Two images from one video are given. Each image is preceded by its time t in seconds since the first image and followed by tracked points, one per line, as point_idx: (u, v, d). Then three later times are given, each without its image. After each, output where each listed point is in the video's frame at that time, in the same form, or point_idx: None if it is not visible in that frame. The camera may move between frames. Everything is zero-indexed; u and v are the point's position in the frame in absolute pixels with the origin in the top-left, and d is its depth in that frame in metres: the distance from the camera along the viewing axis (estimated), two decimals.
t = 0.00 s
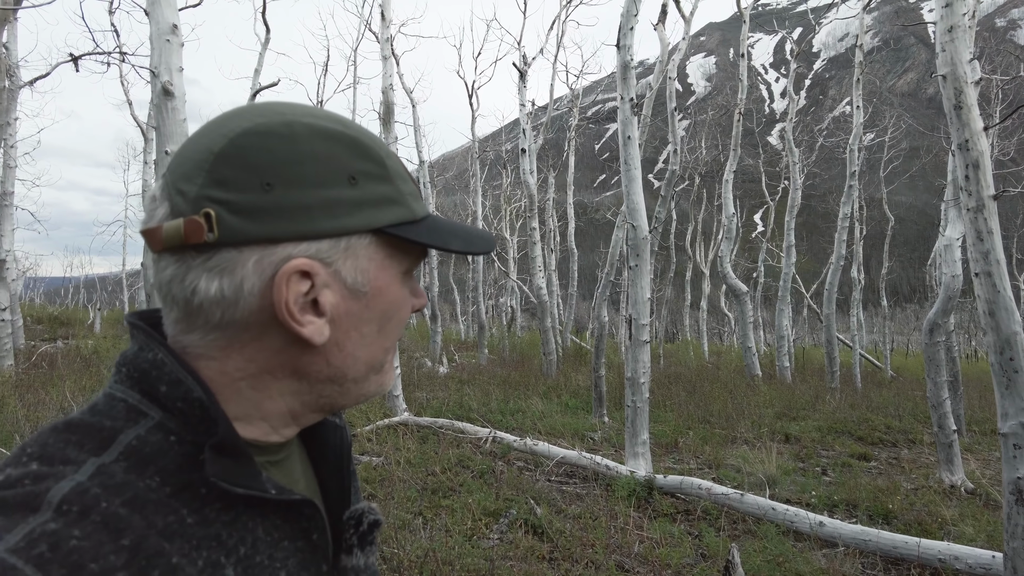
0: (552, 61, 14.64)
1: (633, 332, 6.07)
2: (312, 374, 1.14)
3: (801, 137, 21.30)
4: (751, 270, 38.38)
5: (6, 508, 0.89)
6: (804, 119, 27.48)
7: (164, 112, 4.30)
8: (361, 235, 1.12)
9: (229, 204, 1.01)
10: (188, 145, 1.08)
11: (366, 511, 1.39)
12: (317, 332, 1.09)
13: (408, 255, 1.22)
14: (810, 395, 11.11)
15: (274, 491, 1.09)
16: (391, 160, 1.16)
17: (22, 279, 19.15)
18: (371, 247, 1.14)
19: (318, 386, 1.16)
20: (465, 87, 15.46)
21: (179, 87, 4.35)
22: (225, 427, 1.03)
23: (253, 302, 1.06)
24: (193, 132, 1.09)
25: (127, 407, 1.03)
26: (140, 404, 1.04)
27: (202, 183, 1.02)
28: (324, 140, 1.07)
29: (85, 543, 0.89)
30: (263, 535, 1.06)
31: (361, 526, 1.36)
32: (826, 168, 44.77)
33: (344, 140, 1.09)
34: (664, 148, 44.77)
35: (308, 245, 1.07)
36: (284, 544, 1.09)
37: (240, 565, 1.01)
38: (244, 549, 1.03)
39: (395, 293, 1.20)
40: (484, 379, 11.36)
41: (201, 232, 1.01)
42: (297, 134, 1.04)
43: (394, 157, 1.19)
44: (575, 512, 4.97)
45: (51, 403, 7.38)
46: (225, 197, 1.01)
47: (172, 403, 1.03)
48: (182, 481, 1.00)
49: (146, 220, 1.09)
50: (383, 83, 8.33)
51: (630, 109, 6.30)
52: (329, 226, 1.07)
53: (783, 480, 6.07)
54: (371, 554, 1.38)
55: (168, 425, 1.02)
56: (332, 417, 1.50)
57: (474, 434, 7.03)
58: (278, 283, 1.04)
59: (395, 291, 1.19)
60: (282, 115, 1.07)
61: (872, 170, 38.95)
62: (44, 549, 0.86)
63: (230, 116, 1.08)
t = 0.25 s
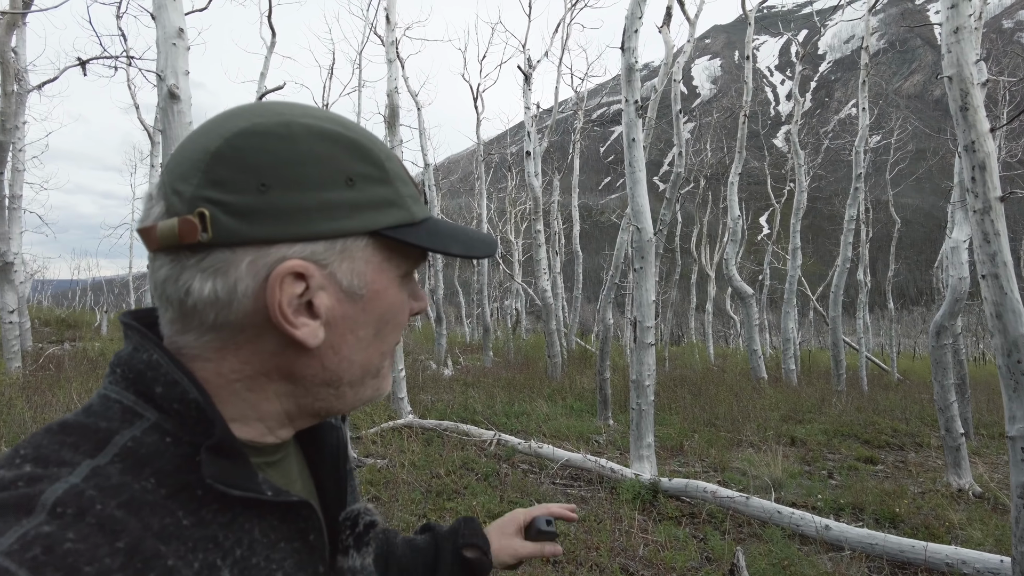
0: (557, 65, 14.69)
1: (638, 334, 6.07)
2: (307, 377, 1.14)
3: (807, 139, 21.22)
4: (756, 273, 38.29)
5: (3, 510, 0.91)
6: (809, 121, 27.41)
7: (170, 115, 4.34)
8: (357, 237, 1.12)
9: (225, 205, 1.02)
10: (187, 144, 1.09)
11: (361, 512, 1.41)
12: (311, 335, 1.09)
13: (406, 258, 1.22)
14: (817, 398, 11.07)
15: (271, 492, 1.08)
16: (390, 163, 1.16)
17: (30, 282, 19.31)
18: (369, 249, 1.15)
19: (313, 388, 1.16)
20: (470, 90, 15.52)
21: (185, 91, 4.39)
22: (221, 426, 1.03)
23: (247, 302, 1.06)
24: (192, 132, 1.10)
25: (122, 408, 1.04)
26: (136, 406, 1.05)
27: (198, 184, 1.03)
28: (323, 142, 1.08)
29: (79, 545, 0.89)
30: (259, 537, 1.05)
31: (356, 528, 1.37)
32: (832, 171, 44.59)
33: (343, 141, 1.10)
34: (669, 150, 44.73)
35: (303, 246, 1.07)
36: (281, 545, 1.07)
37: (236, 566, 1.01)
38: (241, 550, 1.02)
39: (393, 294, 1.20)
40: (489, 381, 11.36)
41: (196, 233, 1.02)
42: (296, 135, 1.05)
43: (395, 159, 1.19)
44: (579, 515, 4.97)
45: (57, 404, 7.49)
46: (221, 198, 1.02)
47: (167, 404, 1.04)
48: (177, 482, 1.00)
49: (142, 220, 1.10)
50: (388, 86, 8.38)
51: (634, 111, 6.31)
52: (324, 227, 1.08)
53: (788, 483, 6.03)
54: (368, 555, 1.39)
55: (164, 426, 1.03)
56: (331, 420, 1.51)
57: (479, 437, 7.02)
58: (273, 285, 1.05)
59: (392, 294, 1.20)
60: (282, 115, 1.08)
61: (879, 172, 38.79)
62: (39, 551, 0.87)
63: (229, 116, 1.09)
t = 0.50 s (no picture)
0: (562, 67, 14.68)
1: (643, 337, 6.06)
2: (318, 382, 1.15)
3: (812, 141, 21.14)
4: (762, 275, 38.15)
5: (12, 515, 0.90)
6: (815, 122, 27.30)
7: (177, 118, 4.37)
8: (369, 244, 1.13)
9: (241, 212, 1.03)
10: (200, 151, 1.10)
11: (371, 518, 1.47)
12: (323, 342, 1.09)
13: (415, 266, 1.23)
14: (823, 400, 11.02)
15: (279, 497, 1.10)
16: (401, 172, 1.17)
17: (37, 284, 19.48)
18: (381, 256, 1.15)
19: (324, 394, 1.17)
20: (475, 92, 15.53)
21: (191, 93, 4.42)
22: (230, 430, 1.04)
23: (260, 308, 1.07)
24: (206, 139, 1.11)
25: (131, 413, 1.04)
26: (145, 410, 1.05)
27: (213, 190, 1.04)
28: (336, 151, 1.09)
29: (89, 549, 0.88)
30: (267, 540, 1.06)
31: (365, 534, 1.43)
32: (837, 172, 44.42)
33: (355, 149, 1.11)
34: (674, 152, 44.66)
35: (315, 254, 1.08)
36: (289, 550, 1.09)
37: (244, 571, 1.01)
38: (249, 554, 1.03)
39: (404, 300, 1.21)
40: (493, 383, 11.35)
41: (210, 239, 1.03)
42: (310, 143, 1.06)
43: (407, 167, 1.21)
44: (585, 518, 4.95)
45: (64, 406, 7.54)
46: (235, 204, 1.02)
47: (176, 410, 1.04)
48: (186, 487, 1.01)
49: (156, 226, 1.11)
50: (393, 89, 8.41)
51: (640, 113, 6.29)
52: (337, 233, 1.08)
53: (795, 486, 6.00)
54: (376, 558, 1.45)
55: (172, 431, 1.03)
56: (337, 424, 1.53)
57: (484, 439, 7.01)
58: (288, 291, 1.06)
59: (403, 302, 1.20)
60: (295, 122, 1.09)
61: (885, 173, 38.60)
62: (49, 555, 0.86)
63: (242, 124, 1.10)
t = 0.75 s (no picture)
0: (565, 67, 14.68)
1: (646, 338, 6.06)
2: (337, 386, 1.16)
3: (815, 141, 21.09)
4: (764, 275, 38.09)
5: (38, 516, 0.92)
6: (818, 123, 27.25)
7: (182, 120, 4.42)
8: (385, 249, 1.14)
9: (260, 219, 1.04)
10: (220, 159, 1.11)
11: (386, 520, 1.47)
12: (342, 345, 1.11)
13: (431, 270, 1.24)
14: (826, 401, 11.02)
15: (296, 501, 1.11)
16: (417, 177, 1.18)
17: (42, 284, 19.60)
18: (398, 259, 1.17)
19: (344, 398, 1.18)
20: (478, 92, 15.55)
21: (195, 95, 4.46)
22: (249, 434, 1.05)
23: (280, 313, 1.08)
24: (225, 148, 1.12)
25: (152, 417, 1.06)
26: (164, 415, 1.06)
27: (232, 198, 1.05)
28: (354, 157, 1.10)
29: (111, 551, 0.90)
30: (284, 544, 1.07)
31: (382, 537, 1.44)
32: (840, 172, 44.31)
33: (371, 156, 1.12)
34: (676, 152, 44.63)
35: (334, 259, 1.09)
36: (306, 554, 1.10)
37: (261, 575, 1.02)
38: (268, 557, 1.04)
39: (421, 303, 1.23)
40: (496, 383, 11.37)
41: (231, 245, 1.04)
42: (327, 150, 1.08)
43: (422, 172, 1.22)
44: (589, 518, 4.96)
45: (70, 405, 7.60)
46: (254, 211, 1.04)
47: (196, 415, 1.06)
48: (205, 490, 1.02)
49: (177, 232, 1.12)
50: (396, 90, 8.44)
51: (643, 114, 6.29)
52: (356, 236, 1.10)
53: (798, 486, 6.00)
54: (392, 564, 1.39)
55: (192, 435, 1.05)
56: (352, 429, 1.54)
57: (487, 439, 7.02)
58: (307, 294, 1.07)
59: (419, 305, 1.21)
60: (311, 130, 1.11)
61: (888, 173, 38.50)
62: (73, 555, 0.87)
63: (259, 132, 1.12)
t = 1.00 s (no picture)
0: (566, 67, 14.66)
1: (648, 339, 6.07)
2: (346, 389, 1.16)
3: (816, 141, 21.09)
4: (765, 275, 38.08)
5: (64, 517, 0.92)
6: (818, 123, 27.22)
7: (183, 120, 4.43)
8: (389, 249, 1.14)
9: (264, 219, 1.05)
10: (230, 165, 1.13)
11: (405, 529, 1.46)
12: (346, 345, 1.11)
13: (437, 271, 1.23)
14: (826, 401, 11.01)
15: (315, 506, 1.10)
16: (422, 178, 1.18)
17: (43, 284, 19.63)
18: (403, 260, 1.17)
19: (353, 400, 1.18)
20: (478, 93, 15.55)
21: (197, 95, 4.48)
22: (267, 436, 1.06)
23: (284, 313, 1.08)
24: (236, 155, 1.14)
25: (174, 422, 1.07)
26: (186, 420, 1.07)
27: (240, 201, 1.07)
28: (356, 160, 1.10)
29: (134, 550, 0.90)
30: (303, 549, 1.06)
31: (400, 545, 1.42)
32: (841, 172, 44.31)
33: (375, 157, 1.13)
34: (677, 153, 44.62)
35: (336, 259, 1.10)
36: (325, 560, 1.09)
37: None
38: (285, 562, 1.03)
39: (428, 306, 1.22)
40: (496, 383, 11.37)
41: (236, 246, 1.06)
42: (330, 152, 1.08)
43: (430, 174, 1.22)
44: (590, 519, 4.96)
45: (72, 406, 7.61)
46: (259, 211, 1.05)
47: (217, 420, 1.06)
48: (225, 495, 1.02)
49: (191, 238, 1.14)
50: (397, 90, 8.45)
51: (644, 114, 6.29)
52: (356, 236, 1.10)
53: (799, 487, 6.01)
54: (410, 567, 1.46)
55: (213, 440, 1.05)
56: (372, 437, 1.54)
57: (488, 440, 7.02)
58: (309, 294, 1.08)
59: (425, 307, 1.21)
60: (317, 134, 1.12)
61: (889, 174, 38.48)
62: (96, 557, 0.87)
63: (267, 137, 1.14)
